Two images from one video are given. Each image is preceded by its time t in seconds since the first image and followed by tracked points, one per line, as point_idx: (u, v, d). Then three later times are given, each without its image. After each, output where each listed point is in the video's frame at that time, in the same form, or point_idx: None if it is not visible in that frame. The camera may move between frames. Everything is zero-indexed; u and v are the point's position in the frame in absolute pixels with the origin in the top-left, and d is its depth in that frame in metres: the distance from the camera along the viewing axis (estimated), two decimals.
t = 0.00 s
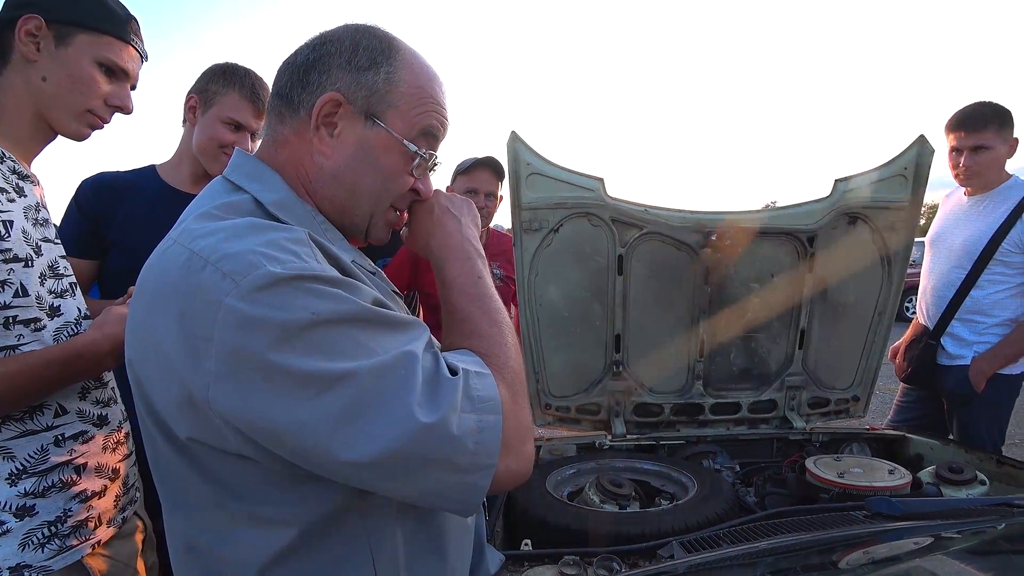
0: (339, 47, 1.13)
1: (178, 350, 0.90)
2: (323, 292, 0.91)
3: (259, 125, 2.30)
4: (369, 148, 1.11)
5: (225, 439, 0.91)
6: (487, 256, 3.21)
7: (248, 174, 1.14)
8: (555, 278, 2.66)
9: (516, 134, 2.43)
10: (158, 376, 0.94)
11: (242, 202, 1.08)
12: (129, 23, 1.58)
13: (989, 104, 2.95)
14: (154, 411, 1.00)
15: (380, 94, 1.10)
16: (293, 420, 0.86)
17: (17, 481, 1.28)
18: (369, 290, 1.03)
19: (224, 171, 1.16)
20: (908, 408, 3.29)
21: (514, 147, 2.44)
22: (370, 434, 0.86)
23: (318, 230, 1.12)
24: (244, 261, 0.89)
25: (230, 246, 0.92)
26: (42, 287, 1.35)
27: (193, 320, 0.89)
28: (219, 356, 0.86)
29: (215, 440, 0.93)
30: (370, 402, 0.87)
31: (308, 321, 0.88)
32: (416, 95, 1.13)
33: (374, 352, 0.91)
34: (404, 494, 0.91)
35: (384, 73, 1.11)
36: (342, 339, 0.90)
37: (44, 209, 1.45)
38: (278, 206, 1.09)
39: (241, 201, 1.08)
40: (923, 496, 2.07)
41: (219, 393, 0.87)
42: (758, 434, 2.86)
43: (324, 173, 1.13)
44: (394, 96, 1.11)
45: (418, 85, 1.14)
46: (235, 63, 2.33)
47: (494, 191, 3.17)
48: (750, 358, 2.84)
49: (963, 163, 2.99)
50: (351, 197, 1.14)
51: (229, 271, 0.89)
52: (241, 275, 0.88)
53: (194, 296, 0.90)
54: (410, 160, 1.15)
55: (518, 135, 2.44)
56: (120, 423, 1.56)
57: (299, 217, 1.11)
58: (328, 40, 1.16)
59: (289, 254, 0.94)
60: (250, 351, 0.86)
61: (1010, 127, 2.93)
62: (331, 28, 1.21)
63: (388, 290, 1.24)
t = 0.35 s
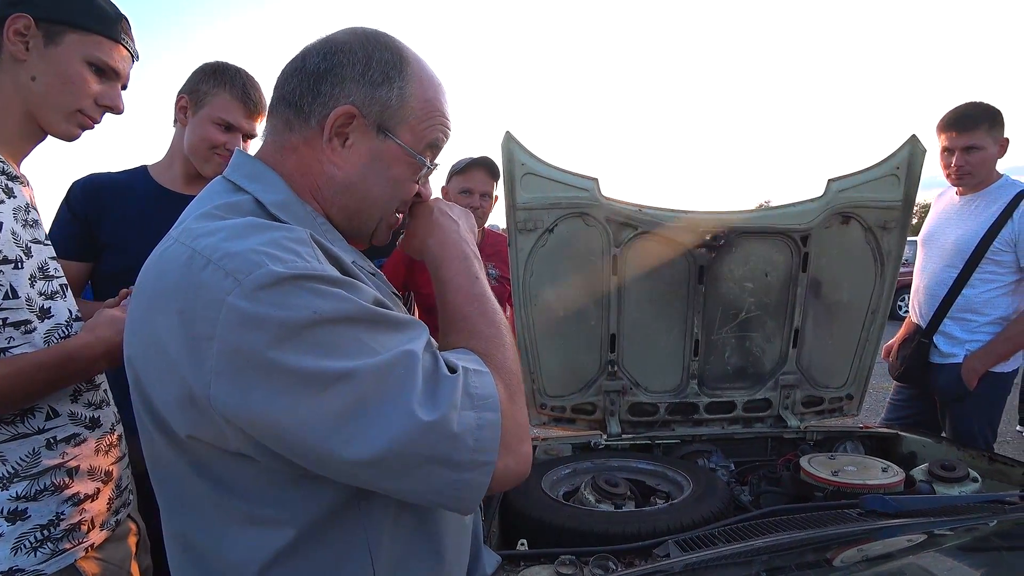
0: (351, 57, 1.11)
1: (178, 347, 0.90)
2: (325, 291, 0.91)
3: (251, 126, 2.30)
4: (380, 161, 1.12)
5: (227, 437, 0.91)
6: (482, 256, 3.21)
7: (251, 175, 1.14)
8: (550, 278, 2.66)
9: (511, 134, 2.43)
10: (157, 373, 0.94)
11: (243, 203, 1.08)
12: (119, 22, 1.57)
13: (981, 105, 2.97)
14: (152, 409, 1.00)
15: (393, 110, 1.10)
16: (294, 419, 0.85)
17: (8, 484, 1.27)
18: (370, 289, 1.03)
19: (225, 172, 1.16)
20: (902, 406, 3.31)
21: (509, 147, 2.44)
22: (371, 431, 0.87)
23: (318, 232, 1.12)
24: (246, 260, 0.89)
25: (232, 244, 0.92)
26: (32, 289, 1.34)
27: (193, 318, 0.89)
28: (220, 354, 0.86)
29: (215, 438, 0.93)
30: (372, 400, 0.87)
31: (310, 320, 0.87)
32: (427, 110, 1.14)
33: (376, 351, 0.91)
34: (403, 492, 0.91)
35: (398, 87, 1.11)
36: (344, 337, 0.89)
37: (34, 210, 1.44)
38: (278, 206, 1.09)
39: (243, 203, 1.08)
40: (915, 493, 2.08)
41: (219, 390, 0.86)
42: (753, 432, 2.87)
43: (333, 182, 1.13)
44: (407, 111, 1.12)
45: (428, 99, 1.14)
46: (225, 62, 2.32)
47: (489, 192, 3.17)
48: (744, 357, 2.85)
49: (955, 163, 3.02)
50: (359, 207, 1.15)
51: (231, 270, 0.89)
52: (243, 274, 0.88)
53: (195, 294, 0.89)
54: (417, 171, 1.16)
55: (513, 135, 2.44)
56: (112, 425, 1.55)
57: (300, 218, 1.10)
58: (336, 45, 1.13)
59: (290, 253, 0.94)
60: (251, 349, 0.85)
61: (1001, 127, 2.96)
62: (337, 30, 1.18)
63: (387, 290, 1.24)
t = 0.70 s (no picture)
0: (348, 52, 1.13)
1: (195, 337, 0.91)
2: (346, 315, 0.89)
3: (246, 126, 2.30)
4: (385, 152, 1.11)
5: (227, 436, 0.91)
6: (480, 257, 3.21)
7: (269, 175, 1.13)
8: (548, 279, 2.66)
9: (509, 135, 2.44)
10: (176, 356, 0.95)
11: (265, 200, 1.08)
12: (113, 21, 1.57)
13: (976, 106, 2.99)
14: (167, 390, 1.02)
15: (394, 98, 1.10)
16: (285, 437, 0.84)
17: (9, 485, 1.26)
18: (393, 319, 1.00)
19: (242, 172, 1.17)
20: (899, 406, 3.32)
21: (507, 148, 2.44)
22: (354, 475, 0.83)
23: (336, 230, 1.12)
24: (274, 265, 0.89)
25: (265, 244, 0.92)
26: (29, 289, 1.34)
27: (214, 310, 0.90)
28: (229, 355, 0.86)
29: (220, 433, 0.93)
30: (363, 445, 0.83)
31: (324, 341, 0.86)
32: (427, 97, 1.13)
33: (385, 393, 0.88)
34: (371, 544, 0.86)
35: (396, 76, 1.11)
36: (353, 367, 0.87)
37: (29, 210, 1.44)
38: (300, 204, 1.09)
39: (264, 200, 1.08)
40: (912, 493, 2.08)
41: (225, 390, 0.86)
42: (751, 433, 2.87)
43: (341, 177, 1.12)
44: (407, 99, 1.11)
45: (425, 86, 1.14)
46: (221, 63, 2.32)
47: (487, 193, 3.17)
48: (742, 357, 2.86)
49: (951, 165, 3.03)
50: (368, 200, 1.14)
51: (258, 271, 0.89)
52: (269, 278, 0.88)
53: (222, 288, 0.91)
54: (422, 159, 1.15)
55: (511, 136, 2.44)
56: (111, 425, 1.55)
57: (319, 216, 1.10)
58: (334, 45, 1.15)
59: (321, 264, 0.93)
60: (258, 359, 0.85)
61: (997, 128, 2.97)
62: (334, 32, 1.20)
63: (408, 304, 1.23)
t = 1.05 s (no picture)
0: (327, 47, 1.13)
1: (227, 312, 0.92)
2: (372, 302, 0.93)
3: (246, 127, 2.30)
4: (386, 135, 1.11)
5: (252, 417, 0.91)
6: (480, 258, 3.21)
7: (285, 170, 1.12)
8: (548, 281, 2.66)
9: (508, 136, 2.44)
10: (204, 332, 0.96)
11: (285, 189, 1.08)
12: (110, 23, 1.57)
13: (975, 108, 2.99)
14: (185, 368, 1.02)
15: (383, 80, 1.10)
16: (308, 420, 0.85)
17: (14, 485, 1.26)
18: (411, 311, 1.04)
19: (255, 168, 1.16)
20: (898, 407, 3.32)
21: (506, 149, 2.44)
22: (376, 458, 0.86)
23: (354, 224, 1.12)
24: (310, 247, 0.90)
25: (299, 226, 0.94)
26: (32, 289, 1.34)
27: (247, 289, 0.91)
28: (261, 335, 0.87)
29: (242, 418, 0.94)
30: (385, 428, 0.87)
31: (354, 325, 0.89)
32: (414, 72, 1.14)
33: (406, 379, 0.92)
34: (379, 533, 0.88)
35: (377, 58, 1.11)
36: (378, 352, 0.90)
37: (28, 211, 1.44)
38: (319, 195, 1.09)
39: (280, 188, 1.07)
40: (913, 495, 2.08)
41: (253, 371, 0.87)
42: (751, 435, 2.87)
43: (348, 172, 1.13)
44: (395, 77, 1.11)
45: (409, 59, 1.14)
46: (219, 63, 2.32)
47: (487, 194, 3.17)
48: (742, 359, 2.86)
49: (950, 167, 3.03)
50: (382, 187, 1.14)
51: (293, 252, 0.90)
52: (305, 259, 0.89)
53: (257, 268, 0.92)
54: (426, 135, 1.15)
55: (510, 137, 2.45)
56: (113, 425, 1.55)
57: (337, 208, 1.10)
58: (311, 45, 1.15)
59: (353, 248, 0.96)
60: (290, 340, 0.86)
61: (996, 130, 2.96)
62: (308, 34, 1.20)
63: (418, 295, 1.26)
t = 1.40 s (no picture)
0: (349, 48, 1.14)
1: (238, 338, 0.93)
2: (382, 326, 0.92)
3: (244, 130, 2.30)
4: (408, 135, 1.11)
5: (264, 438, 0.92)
6: (480, 260, 3.21)
7: (314, 175, 1.13)
8: (548, 283, 2.66)
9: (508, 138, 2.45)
10: (220, 354, 0.98)
11: (309, 201, 1.08)
12: (107, 28, 1.58)
13: (973, 110, 3.00)
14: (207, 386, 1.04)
15: (404, 80, 1.10)
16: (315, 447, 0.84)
17: (17, 487, 1.26)
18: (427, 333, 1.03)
19: (286, 174, 1.17)
20: (898, 408, 3.31)
21: (506, 151, 2.44)
22: (384, 487, 0.84)
23: (380, 235, 1.13)
24: (319, 273, 0.90)
25: (310, 250, 0.94)
26: (34, 292, 1.34)
27: (258, 313, 0.92)
28: (269, 361, 0.88)
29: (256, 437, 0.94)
30: (395, 457, 0.85)
31: (363, 351, 0.88)
32: (436, 69, 1.13)
33: (418, 406, 0.90)
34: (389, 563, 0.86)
35: (397, 56, 1.11)
36: (388, 378, 0.89)
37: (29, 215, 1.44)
38: (345, 207, 1.09)
39: (305, 201, 1.08)
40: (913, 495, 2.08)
41: (262, 398, 0.88)
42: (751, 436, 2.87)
43: (373, 173, 1.13)
44: (416, 76, 1.11)
45: (432, 56, 1.13)
46: (218, 67, 2.33)
47: (487, 197, 3.17)
48: (742, 360, 2.86)
49: (949, 168, 3.04)
50: (406, 188, 1.14)
51: (303, 277, 0.90)
52: (314, 284, 0.89)
53: (268, 291, 0.92)
54: (450, 132, 1.14)
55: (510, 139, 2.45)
56: (113, 427, 1.54)
57: (364, 221, 1.10)
58: (336, 46, 1.17)
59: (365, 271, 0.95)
60: (297, 366, 0.86)
61: (995, 131, 2.97)
62: (336, 35, 1.22)
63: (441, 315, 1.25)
